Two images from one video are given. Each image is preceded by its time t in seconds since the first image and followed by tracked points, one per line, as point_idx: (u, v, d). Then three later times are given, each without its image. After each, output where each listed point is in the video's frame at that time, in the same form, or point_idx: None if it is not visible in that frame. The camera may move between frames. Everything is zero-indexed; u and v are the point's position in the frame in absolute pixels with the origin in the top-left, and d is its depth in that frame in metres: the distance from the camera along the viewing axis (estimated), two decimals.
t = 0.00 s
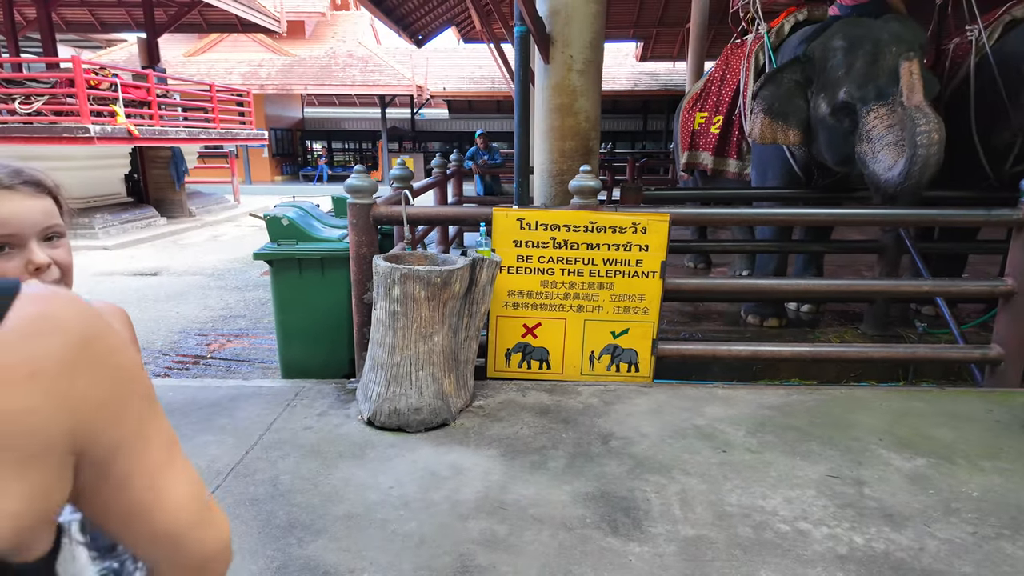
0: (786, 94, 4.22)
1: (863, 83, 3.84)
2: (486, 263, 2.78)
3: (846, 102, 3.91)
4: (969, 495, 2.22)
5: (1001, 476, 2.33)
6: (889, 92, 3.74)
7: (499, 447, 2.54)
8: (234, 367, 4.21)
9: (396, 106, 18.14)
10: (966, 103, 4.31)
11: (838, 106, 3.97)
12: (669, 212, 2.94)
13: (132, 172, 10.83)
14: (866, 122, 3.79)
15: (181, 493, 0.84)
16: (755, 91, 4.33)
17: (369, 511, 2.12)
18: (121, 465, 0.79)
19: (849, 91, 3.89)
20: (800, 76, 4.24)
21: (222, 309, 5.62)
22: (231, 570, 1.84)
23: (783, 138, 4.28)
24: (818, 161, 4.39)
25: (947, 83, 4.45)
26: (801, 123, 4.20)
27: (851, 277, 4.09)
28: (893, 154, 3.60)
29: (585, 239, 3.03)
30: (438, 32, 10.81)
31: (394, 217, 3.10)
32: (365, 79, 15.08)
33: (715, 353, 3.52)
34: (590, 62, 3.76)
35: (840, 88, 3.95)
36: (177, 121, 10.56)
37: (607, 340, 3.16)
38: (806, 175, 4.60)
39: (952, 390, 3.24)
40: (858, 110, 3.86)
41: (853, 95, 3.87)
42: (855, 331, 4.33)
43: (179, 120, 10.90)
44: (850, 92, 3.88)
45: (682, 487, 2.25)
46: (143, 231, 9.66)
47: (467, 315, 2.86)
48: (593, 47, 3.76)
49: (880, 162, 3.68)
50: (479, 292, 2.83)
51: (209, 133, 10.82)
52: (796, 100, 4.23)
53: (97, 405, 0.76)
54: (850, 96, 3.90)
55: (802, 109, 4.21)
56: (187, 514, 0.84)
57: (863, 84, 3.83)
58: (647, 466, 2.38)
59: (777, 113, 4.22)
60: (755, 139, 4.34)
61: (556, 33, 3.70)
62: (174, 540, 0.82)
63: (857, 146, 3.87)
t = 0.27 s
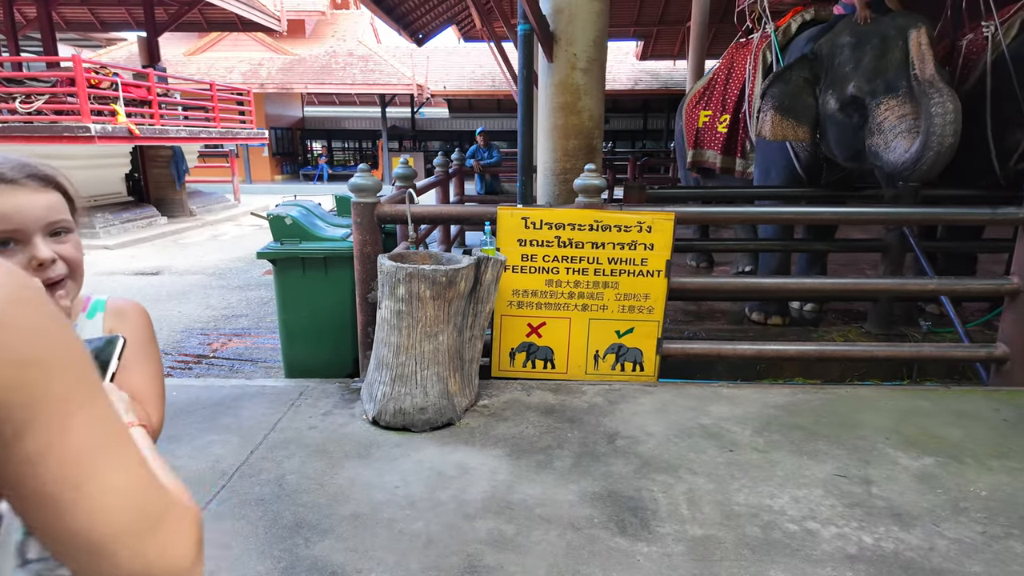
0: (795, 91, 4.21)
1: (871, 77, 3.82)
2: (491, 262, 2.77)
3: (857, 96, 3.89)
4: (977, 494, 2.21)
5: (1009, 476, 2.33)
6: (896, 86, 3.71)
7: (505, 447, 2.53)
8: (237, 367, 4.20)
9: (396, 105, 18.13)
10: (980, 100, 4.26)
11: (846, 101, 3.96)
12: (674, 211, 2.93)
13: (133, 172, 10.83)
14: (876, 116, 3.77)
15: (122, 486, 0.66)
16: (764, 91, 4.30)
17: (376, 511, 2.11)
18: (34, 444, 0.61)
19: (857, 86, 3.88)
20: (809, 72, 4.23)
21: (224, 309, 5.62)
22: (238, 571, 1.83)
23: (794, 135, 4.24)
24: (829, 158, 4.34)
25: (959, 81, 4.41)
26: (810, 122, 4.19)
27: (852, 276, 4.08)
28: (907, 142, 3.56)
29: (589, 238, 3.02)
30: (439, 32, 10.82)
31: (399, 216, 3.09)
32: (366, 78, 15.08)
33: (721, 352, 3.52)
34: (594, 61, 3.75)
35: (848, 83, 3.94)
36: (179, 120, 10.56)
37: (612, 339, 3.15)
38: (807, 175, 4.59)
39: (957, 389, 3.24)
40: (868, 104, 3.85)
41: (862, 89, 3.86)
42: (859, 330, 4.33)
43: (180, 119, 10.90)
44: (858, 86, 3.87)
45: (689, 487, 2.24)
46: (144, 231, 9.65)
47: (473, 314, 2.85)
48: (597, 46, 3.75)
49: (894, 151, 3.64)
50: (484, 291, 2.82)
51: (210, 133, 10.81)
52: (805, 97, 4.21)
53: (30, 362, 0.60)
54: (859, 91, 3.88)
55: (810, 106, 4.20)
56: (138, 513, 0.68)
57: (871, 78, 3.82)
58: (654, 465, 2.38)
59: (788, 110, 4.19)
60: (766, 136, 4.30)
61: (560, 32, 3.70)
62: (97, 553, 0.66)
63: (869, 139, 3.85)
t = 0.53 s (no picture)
0: (797, 83, 4.24)
1: (874, 70, 3.77)
2: (494, 260, 2.73)
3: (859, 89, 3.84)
4: (990, 495, 2.17)
5: (1022, 476, 2.29)
6: (900, 78, 3.67)
7: (508, 447, 2.49)
8: (236, 366, 4.16)
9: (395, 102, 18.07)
10: (991, 98, 4.25)
11: (850, 95, 3.91)
12: (680, 208, 2.89)
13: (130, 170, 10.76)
14: (880, 108, 3.70)
15: None
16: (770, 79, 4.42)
17: (378, 513, 2.07)
18: None
19: (860, 79, 3.83)
20: (812, 66, 4.20)
21: (223, 308, 5.57)
22: None
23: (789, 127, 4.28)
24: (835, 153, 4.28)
25: (966, 77, 4.38)
26: (806, 112, 4.20)
27: (856, 273, 4.05)
28: (912, 134, 3.48)
29: (593, 235, 2.97)
30: (437, 29, 10.77)
31: (400, 213, 3.05)
32: (364, 74, 15.02)
33: (727, 350, 3.48)
34: (597, 55, 3.70)
35: (851, 77, 3.89)
36: (177, 117, 10.49)
37: (616, 338, 3.11)
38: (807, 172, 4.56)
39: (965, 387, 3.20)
40: (870, 97, 3.79)
41: (865, 82, 3.80)
42: (864, 328, 4.29)
43: (178, 116, 10.83)
44: (861, 79, 3.82)
45: (697, 488, 2.20)
46: (141, 229, 9.60)
47: (475, 312, 2.81)
48: (600, 40, 3.70)
49: (897, 143, 3.55)
50: (486, 289, 2.78)
51: (208, 130, 10.75)
52: (806, 89, 4.21)
53: None
54: (861, 84, 3.83)
55: (810, 98, 4.20)
56: None
57: (874, 71, 3.77)
58: (661, 466, 2.33)
59: (786, 100, 4.25)
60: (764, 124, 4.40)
61: (562, 26, 3.64)
62: None
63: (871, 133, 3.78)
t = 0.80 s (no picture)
0: (805, 77, 4.20)
1: (877, 66, 3.72)
2: (504, 257, 2.67)
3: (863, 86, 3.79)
4: (1015, 498, 2.12)
5: None
6: (903, 75, 3.61)
7: (520, 449, 2.43)
8: (238, 365, 4.10)
9: (393, 99, 17.99)
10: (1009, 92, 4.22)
11: (853, 90, 3.85)
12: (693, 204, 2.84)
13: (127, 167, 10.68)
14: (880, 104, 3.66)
15: None
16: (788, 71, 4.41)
17: (389, 518, 2.02)
18: None
19: (862, 75, 3.78)
20: (819, 60, 4.14)
21: (223, 306, 5.50)
22: None
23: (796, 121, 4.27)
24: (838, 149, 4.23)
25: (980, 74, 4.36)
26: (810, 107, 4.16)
27: (865, 270, 4.00)
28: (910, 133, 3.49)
29: (604, 232, 2.92)
30: (437, 25, 10.72)
31: (407, 210, 2.99)
32: (363, 71, 14.94)
33: (741, 349, 3.42)
34: (605, 50, 3.65)
35: (853, 73, 3.84)
36: (175, 113, 10.41)
37: (626, 337, 3.06)
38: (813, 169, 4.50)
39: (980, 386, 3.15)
40: (872, 93, 3.74)
41: (867, 78, 3.75)
42: (873, 326, 4.24)
43: (176, 113, 10.76)
44: (863, 75, 3.77)
45: (715, 492, 2.15)
46: (139, 226, 9.52)
47: (484, 311, 2.76)
48: (609, 34, 3.64)
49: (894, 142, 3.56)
50: (496, 288, 2.72)
51: (207, 127, 10.68)
52: (813, 84, 4.16)
53: None
54: (863, 80, 3.78)
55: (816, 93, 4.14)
56: None
57: (877, 67, 3.72)
58: (677, 469, 2.28)
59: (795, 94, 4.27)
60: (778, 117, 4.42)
61: (570, 20, 3.59)
62: None
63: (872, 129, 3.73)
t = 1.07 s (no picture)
0: (814, 76, 4.13)
1: (881, 65, 3.69)
2: (523, 255, 2.61)
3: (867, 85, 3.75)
4: None
5: None
6: (907, 75, 3.57)
7: (542, 451, 2.38)
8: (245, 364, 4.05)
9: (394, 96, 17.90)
10: None
11: (859, 89, 3.82)
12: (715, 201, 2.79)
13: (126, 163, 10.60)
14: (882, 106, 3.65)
15: None
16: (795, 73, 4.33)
17: (412, 522, 1.96)
18: None
19: (866, 75, 3.75)
20: (826, 59, 4.07)
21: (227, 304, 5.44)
22: None
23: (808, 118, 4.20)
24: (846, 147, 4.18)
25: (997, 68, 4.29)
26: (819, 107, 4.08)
27: (882, 269, 3.95)
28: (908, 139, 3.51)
29: (623, 229, 2.87)
30: (439, 22, 10.64)
31: (422, 206, 2.94)
32: (364, 68, 14.86)
33: (760, 348, 3.38)
34: (620, 44, 3.58)
35: (859, 72, 3.80)
36: (175, 110, 10.32)
37: (645, 336, 3.02)
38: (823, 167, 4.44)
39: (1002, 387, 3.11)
40: (876, 93, 3.71)
41: (871, 78, 3.72)
42: (888, 325, 4.18)
43: (176, 110, 10.67)
44: (868, 75, 3.74)
45: (744, 495, 2.10)
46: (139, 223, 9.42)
47: (502, 310, 2.70)
48: (623, 28, 3.57)
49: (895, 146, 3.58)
50: (514, 286, 2.67)
51: (207, 123, 10.58)
52: (821, 83, 4.09)
53: None
54: (867, 79, 3.76)
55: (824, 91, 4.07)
56: None
57: (881, 67, 3.68)
58: (703, 471, 2.23)
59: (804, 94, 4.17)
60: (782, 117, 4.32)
61: (584, 14, 3.52)
62: None
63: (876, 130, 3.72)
